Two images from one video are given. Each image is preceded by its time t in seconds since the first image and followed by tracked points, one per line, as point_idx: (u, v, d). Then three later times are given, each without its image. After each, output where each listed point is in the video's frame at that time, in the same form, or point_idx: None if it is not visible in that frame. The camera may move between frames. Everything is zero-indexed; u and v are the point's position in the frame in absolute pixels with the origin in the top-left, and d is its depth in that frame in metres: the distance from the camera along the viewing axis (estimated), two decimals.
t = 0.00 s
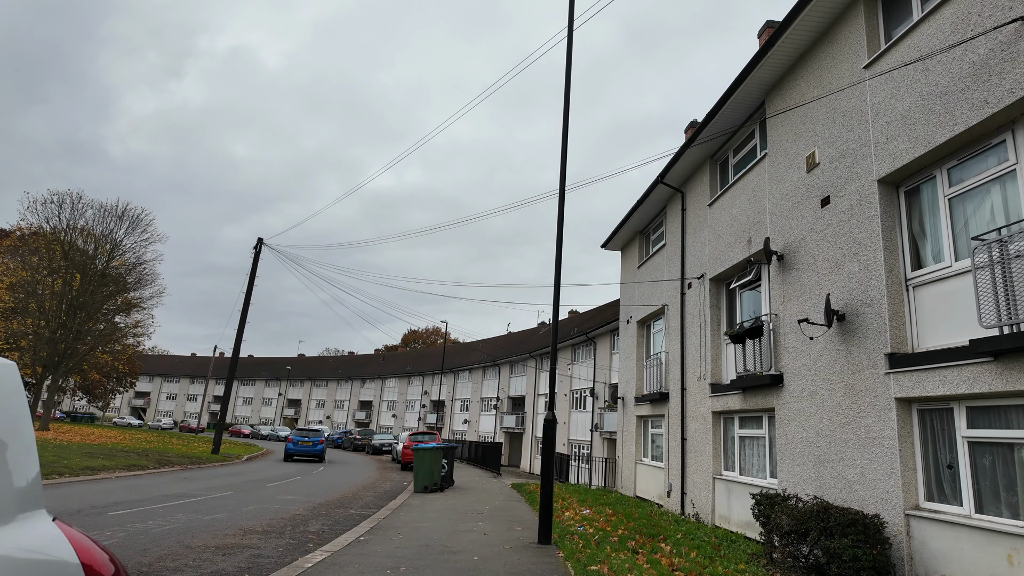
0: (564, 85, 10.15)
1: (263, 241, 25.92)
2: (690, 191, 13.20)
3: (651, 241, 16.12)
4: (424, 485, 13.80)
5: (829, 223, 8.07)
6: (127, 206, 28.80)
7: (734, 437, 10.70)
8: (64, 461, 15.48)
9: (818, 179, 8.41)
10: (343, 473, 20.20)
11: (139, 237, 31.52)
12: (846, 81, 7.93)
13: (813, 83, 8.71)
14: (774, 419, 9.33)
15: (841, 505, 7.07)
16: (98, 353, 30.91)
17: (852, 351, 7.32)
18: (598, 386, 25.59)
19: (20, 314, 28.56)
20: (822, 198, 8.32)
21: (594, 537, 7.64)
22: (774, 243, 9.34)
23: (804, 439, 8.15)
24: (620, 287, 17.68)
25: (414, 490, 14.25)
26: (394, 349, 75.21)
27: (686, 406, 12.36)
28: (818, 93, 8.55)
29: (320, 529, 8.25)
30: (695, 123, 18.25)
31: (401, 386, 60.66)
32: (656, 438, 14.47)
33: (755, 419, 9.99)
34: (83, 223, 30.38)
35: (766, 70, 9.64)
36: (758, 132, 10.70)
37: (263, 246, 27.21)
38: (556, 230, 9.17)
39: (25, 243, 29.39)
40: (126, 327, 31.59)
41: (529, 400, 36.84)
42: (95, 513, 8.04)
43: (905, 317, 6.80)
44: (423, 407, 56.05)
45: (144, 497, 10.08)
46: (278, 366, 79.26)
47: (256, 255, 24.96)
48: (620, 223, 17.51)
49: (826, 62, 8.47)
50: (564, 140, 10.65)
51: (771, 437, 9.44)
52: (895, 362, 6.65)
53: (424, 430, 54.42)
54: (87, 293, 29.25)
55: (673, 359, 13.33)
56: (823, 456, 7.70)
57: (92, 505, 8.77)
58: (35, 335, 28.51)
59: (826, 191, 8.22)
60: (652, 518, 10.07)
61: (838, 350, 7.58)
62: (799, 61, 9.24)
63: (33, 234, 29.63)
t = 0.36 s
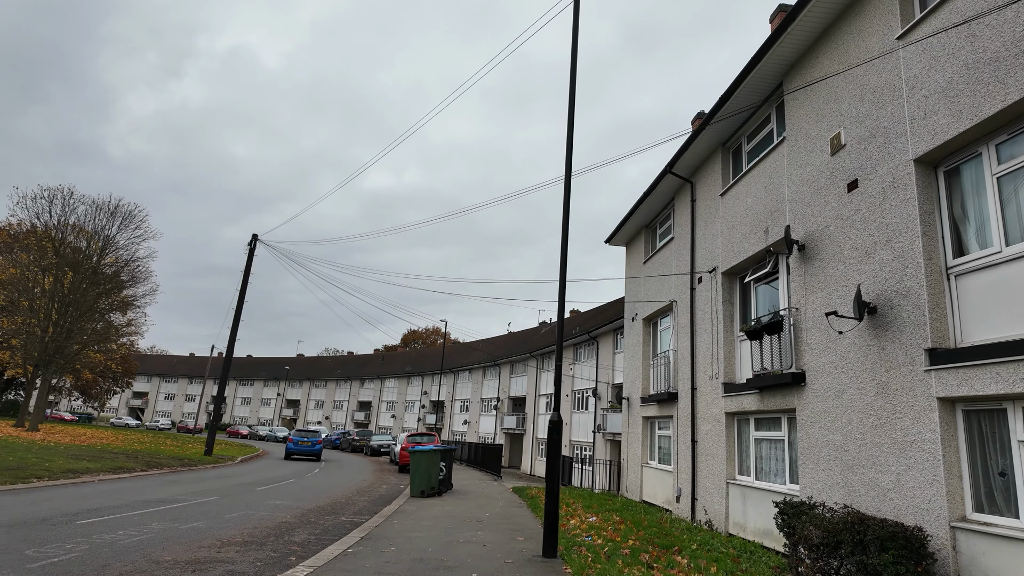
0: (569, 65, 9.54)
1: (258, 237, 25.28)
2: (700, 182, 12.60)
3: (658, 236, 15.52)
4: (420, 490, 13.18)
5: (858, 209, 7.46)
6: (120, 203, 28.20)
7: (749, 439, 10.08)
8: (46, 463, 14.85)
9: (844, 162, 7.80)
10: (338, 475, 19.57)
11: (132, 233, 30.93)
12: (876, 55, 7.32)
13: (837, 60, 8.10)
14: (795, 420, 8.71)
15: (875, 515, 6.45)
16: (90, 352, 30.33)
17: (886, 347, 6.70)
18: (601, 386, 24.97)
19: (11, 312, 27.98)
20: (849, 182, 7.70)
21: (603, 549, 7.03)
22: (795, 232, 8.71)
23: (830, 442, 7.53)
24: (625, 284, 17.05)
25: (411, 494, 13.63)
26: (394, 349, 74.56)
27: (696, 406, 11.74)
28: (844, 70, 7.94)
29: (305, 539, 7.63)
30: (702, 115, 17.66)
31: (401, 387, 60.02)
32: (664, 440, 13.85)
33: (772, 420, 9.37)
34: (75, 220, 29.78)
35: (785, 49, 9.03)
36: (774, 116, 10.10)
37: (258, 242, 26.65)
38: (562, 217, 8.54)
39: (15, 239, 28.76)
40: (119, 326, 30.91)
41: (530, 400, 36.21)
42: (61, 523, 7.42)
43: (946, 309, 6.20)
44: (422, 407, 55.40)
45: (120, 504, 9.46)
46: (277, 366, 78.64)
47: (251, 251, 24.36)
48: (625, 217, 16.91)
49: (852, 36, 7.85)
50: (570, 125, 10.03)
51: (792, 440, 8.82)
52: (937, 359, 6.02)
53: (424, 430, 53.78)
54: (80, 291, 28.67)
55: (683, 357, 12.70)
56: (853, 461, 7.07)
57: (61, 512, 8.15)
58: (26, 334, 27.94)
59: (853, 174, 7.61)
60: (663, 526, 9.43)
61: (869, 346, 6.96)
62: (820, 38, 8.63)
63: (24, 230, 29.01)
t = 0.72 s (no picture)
0: (574, 43, 8.95)
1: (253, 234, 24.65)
2: (710, 172, 12.02)
3: (665, 230, 14.92)
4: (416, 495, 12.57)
5: (889, 193, 6.86)
6: (113, 200, 27.59)
7: (765, 443, 9.48)
8: (26, 466, 14.23)
9: (873, 143, 7.21)
10: (334, 479, 18.97)
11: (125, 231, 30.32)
12: (908, 25, 6.73)
13: (864, 35, 7.52)
14: (817, 422, 8.11)
15: (914, 528, 5.83)
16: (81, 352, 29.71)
17: (923, 342, 6.09)
18: (604, 387, 24.38)
19: None
20: (879, 165, 7.10)
21: (612, 564, 6.41)
22: (817, 220, 8.11)
23: (859, 447, 6.92)
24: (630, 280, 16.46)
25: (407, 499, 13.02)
26: (394, 350, 73.99)
27: (707, 408, 11.14)
28: (872, 44, 7.36)
29: (288, 552, 7.01)
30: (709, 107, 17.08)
31: (400, 387, 59.43)
32: (671, 443, 13.24)
33: (792, 422, 8.76)
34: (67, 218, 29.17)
35: (805, 25, 8.44)
36: (792, 99, 9.51)
37: (253, 239, 25.92)
38: (568, 204, 7.94)
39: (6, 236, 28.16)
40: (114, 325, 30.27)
41: (531, 401, 35.65)
42: (22, 534, 6.82)
43: (995, 298, 5.59)
44: (422, 408, 54.79)
45: (94, 511, 8.86)
46: (276, 367, 78.04)
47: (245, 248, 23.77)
48: (630, 212, 16.33)
49: (880, 6, 7.26)
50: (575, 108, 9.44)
51: (813, 444, 8.22)
52: (984, 355, 5.41)
53: (423, 432, 53.17)
54: (70, 289, 27.99)
55: (692, 356, 12.10)
56: (885, 468, 6.46)
57: (27, 521, 7.56)
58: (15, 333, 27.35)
59: (884, 155, 7.02)
60: (674, 536, 8.81)
61: (904, 342, 6.35)
62: (844, 13, 8.05)
63: (15, 227, 28.43)
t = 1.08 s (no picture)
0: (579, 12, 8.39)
1: (246, 228, 24.05)
2: (720, 157, 11.45)
3: (671, 221, 14.35)
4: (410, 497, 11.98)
5: (924, 166, 6.29)
6: (104, 194, 26.94)
7: (782, 440, 8.89)
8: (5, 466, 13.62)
9: (905, 113, 6.63)
10: (329, 479, 18.39)
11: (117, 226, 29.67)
12: None
13: None
14: (842, 417, 7.53)
15: (960, 533, 5.24)
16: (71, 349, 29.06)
17: (968, 327, 5.51)
18: (606, 385, 23.79)
19: None
20: (912, 136, 6.51)
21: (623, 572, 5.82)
22: (841, 200, 7.52)
23: (892, 443, 6.33)
24: (634, 273, 15.88)
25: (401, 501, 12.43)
26: (393, 350, 73.39)
27: (718, 403, 10.56)
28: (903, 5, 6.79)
29: (268, 558, 6.42)
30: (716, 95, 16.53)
31: (399, 387, 58.80)
32: (679, 442, 12.66)
33: (812, 418, 8.18)
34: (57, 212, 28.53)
35: None
36: (810, 75, 8.95)
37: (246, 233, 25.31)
38: (574, 182, 7.36)
39: None
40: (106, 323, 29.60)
41: (531, 400, 35.07)
42: None
43: None
44: (421, 408, 54.16)
45: (64, 514, 8.27)
46: (274, 367, 77.39)
47: (239, 242, 23.19)
48: (634, 203, 15.76)
49: None
50: (580, 84, 8.85)
51: (836, 441, 7.64)
52: None
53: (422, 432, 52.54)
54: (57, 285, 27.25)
55: (702, 350, 11.52)
56: (923, 467, 5.87)
57: None
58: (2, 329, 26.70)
59: (917, 125, 6.44)
60: (686, 540, 8.21)
61: (944, 327, 5.77)
62: None
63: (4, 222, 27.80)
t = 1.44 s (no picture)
0: None
1: (242, 223, 23.48)
2: (735, 144, 10.84)
3: (681, 213, 13.75)
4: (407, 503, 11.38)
5: (973, 140, 5.68)
6: (97, 190, 26.41)
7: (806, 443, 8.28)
8: None
9: (949, 84, 6.03)
10: (326, 482, 17.81)
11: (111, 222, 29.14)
12: None
13: None
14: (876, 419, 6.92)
15: None
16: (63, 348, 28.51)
17: None
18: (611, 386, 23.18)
19: None
20: (958, 109, 5.90)
21: None
22: (875, 182, 6.92)
23: (937, 447, 5.73)
24: (642, 269, 15.28)
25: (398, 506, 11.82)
26: (394, 350, 72.83)
27: (733, 403, 9.96)
28: None
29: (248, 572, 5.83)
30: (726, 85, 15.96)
31: (399, 388, 58.23)
32: (690, 444, 12.06)
33: (840, 420, 7.57)
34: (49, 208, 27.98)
35: None
36: (836, 52, 8.34)
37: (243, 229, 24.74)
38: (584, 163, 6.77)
39: None
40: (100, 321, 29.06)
41: (533, 401, 34.48)
42: None
43: None
44: (421, 409, 53.56)
45: (34, 521, 7.69)
46: (273, 367, 76.85)
47: (234, 238, 22.64)
48: (642, 196, 15.17)
49: None
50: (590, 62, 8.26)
51: (869, 444, 7.03)
52: None
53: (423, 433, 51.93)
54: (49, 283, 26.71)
55: (716, 347, 10.91)
56: (976, 474, 5.26)
57: None
58: None
59: (964, 96, 5.85)
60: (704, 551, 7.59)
61: (1001, 317, 5.16)
62: None
63: None
